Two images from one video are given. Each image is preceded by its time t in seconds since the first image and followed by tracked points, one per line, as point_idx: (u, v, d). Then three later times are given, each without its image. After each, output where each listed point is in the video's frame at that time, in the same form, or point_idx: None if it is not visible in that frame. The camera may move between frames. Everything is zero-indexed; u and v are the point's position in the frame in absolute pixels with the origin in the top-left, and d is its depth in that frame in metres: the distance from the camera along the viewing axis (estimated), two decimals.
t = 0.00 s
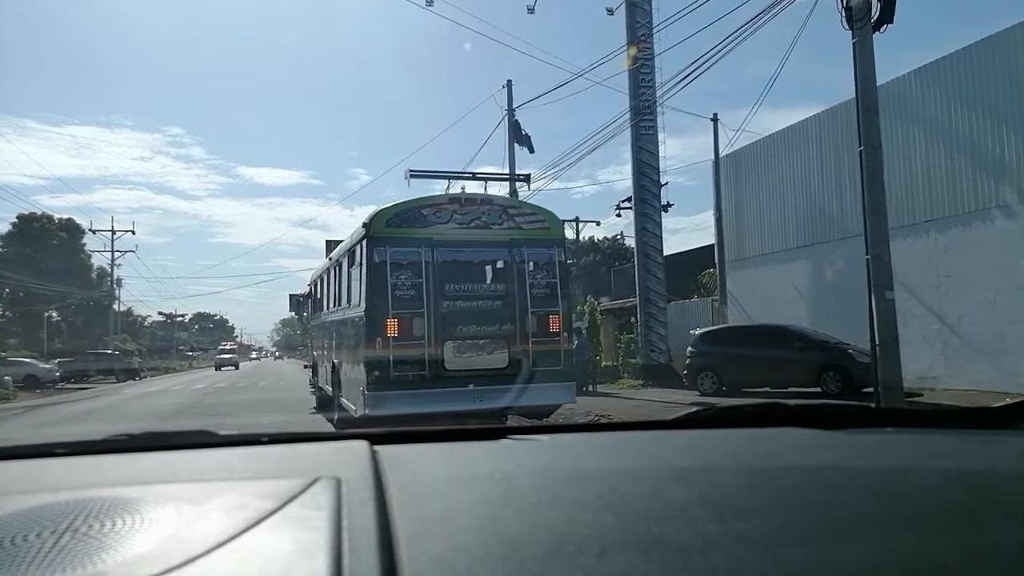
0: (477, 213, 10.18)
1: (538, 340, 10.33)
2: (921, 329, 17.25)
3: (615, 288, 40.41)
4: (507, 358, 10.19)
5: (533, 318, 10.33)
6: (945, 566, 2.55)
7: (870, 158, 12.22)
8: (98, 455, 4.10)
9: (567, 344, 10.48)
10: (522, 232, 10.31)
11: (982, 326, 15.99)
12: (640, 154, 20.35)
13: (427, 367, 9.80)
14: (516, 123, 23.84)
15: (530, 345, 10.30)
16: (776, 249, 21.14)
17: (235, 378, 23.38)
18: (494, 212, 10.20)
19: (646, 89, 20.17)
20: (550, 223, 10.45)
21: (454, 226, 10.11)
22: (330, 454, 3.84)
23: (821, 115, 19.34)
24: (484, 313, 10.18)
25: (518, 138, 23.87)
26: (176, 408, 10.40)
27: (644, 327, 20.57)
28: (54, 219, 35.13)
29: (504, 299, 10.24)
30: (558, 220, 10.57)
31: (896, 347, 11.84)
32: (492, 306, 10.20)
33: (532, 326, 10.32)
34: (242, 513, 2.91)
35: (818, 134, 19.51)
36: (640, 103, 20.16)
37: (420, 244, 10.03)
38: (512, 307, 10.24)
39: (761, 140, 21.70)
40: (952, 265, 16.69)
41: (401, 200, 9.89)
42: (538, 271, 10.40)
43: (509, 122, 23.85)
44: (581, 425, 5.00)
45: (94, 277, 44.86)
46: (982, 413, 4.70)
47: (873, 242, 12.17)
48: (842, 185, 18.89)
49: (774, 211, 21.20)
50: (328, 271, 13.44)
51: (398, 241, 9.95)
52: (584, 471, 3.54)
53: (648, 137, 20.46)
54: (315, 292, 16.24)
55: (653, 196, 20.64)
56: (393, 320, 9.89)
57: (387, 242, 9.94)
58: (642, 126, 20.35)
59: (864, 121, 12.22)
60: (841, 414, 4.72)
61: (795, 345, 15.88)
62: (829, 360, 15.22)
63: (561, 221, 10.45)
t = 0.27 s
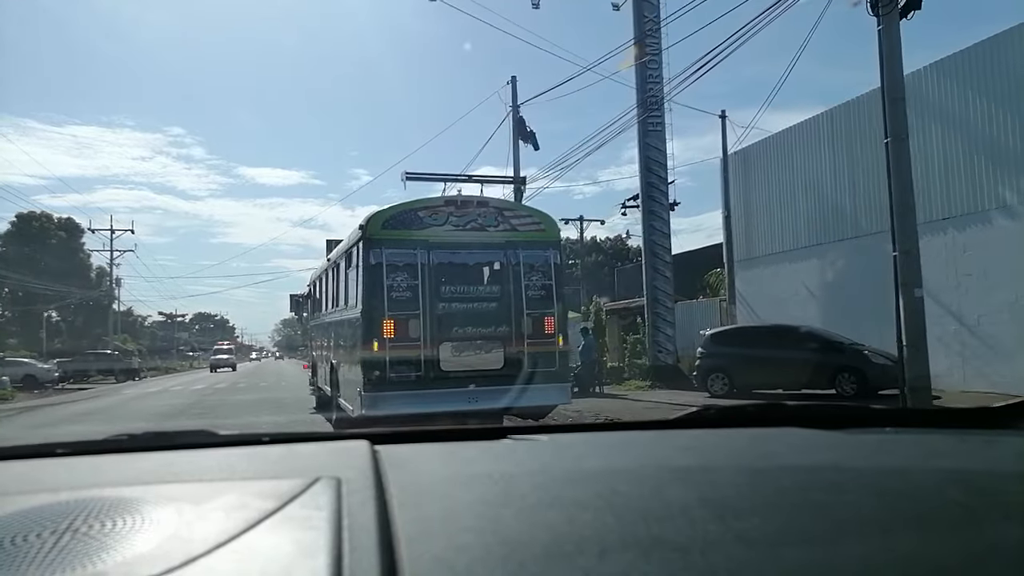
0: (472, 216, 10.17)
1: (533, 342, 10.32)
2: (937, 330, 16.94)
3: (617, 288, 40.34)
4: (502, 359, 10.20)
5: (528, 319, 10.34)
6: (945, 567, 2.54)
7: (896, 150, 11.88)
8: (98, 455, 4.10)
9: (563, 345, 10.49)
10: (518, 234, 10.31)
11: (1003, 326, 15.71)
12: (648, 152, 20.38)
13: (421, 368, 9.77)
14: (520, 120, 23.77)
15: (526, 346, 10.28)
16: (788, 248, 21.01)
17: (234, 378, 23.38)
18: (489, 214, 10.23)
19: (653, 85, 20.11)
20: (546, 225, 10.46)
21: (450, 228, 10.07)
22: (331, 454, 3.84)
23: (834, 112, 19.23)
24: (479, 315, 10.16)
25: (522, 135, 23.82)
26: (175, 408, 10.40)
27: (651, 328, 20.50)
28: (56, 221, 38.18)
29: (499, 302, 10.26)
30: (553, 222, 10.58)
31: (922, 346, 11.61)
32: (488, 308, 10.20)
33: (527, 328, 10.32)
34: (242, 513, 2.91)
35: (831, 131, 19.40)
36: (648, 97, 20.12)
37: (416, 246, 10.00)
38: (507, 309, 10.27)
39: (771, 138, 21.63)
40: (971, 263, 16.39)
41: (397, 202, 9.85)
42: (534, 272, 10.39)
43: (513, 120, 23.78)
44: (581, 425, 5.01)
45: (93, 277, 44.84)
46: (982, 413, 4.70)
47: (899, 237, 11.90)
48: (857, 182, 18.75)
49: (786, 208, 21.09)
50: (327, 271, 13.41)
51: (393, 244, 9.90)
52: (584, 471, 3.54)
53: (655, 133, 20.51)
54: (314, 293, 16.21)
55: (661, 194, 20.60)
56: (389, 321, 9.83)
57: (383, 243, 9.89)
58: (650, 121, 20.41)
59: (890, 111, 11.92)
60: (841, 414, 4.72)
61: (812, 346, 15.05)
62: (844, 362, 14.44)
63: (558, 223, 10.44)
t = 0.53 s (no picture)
0: (468, 218, 10.15)
1: (530, 342, 10.29)
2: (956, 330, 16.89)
3: (620, 288, 40.26)
4: (498, 361, 10.17)
5: (524, 320, 10.31)
6: (945, 567, 2.54)
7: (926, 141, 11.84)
8: (98, 455, 4.10)
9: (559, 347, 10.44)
10: (514, 236, 10.30)
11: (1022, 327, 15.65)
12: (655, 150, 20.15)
13: (417, 368, 9.81)
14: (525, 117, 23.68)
15: (522, 347, 10.26)
16: (799, 247, 20.94)
17: (233, 379, 23.36)
18: (485, 216, 10.20)
19: (660, 80, 19.91)
20: (542, 226, 10.44)
21: (446, 230, 10.06)
22: (330, 454, 3.84)
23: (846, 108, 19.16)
24: (475, 316, 10.15)
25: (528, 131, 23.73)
26: (175, 408, 10.40)
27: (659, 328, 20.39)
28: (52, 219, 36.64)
29: (495, 303, 10.23)
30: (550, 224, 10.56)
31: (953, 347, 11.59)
32: (484, 309, 10.18)
33: (523, 328, 10.29)
34: (242, 513, 2.91)
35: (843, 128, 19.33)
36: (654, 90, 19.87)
37: (412, 247, 9.98)
38: (503, 310, 10.24)
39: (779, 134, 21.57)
40: (991, 263, 16.30)
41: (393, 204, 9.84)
42: (530, 274, 10.36)
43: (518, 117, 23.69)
44: (581, 424, 5.00)
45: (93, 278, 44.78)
46: (981, 413, 4.70)
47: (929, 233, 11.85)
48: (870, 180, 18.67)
49: (797, 206, 21.02)
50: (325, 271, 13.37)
51: (389, 245, 9.89)
52: (584, 471, 3.54)
53: (664, 131, 20.22)
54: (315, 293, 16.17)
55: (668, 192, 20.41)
56: (385, 322, 9.83)
57: (379, 245, 9.87)
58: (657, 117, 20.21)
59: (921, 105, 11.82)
60: (840, 415, 4.72)
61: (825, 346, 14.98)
62: (858, 363, 14.49)
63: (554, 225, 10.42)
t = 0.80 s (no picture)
0: (466, 218, 10.18)
1: (528, 342, 10.29)
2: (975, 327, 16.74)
3: (623, 287, 40.16)
4: (498, 360, 10.16)
5: (523, 320, 10.31)
6: (946, 567, 2.54)
7: (962, 127, 11.83)
8: (98, 455, 4.10)
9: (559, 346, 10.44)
10: (512, 236, 10.32)
11: None
12: (663, 143, 20.00)
13: (415, 368, 9.78)
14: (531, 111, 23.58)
15: (521, 347, 10.26)
16: (810, 243, 20.91)
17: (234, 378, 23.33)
18: (483, 216, 10.23)
19: (669, 73, 19.76)
20: (540, 226, 10.44)
21: (444, 229, 10.09)
22: (331, 455, 3.84)
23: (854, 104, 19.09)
24: (474, 316, 10.15)
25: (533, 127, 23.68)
26: (175, 408, 10.39)
27: (668, 328, 20.19)
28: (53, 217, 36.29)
29: (494, 302, 10.23)
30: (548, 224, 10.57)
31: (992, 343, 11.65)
32: (482, 309, 10.18)
33: (522, 329, 10.29)
34: (243, 513, 2.91)
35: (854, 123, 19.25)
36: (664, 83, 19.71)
37: (410, 247, 9.99)
38: (501, 310, 10.24)
39: (790, 129, 21.51)
40: (1009, 259, 16.16)
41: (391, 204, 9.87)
42: (528, 274, 10.37)
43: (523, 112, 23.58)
44: (582, 425, 5.00)
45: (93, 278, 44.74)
46: (981, 414, 4.70)
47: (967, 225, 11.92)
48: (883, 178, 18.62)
49: (808, 203, 21.01)
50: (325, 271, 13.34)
51: (387, 245, 9.92)
52: (584, 471, 3.54)
53: (672, 124, 20.11)
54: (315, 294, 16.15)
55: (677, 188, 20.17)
56: (383, 323, 9.80)
57: (377, 244, 9.89)
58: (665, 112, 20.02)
59: (956, 92, 11.80)
60: (840, 416, 4.72)
61: (846, 345, 14.59)
62: (879, 364, 14.11)
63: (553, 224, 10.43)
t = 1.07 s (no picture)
0: (465, 217, 10.18)
1: (527, 342, 10.30)
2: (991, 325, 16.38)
3: (626, 286, 40.09)
4: (497, 360, 10.14)
5: (521, 319, 10.31)
6: (945, 566, 2.54)
7: (1002, 112, 12.43)
8: (98, 455, 4.10)
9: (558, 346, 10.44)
10: (511, 235, 10.32)
11: None
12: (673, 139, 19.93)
13: (414, 369, 9.78)
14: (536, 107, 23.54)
15: (519, 347, 10.26)
16: (823, 241, 20.81)
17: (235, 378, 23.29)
18: (482, 215, 10.22)
19: (678, 66, 19.79)
20: (539, 225, 10.44)
21: (442, 228, 10.09)
22: (331, 454, 3.84)
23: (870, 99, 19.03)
24: (472, 316, 10.16)
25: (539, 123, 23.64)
26: (176, 408, 10.39)
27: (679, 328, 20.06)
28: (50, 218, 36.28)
29: (492, 302, 10.24)
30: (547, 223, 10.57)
31: None
32: (480, 309, 10.18)
33: (520, 328, 10.30)
34: (242, 513, 2.92)
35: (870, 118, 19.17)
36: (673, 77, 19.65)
37: (408, 246, 9.99)
38: (500, 310, 10.24)
39: (802, 125, 21.42)
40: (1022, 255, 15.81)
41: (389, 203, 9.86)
42: (526, 273, 10.39)
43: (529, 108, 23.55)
44: (581, 425, 5.01)
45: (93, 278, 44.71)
46: (981, 413, 4.70)
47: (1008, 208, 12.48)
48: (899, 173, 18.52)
49: (822, 199, 20.79)
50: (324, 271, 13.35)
51: (385, 244, 9.92)
52: (583, 472, 3.54)
53: (682, 119, 20.00)
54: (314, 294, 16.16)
55: (688, 185, 20.11)
56: (381, 323, 9.82)
57: (375, 244, 9.90)
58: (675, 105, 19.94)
59: (996, 76, 12.43)
60: (839, 416, 4.72)
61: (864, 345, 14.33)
62: (898, 364, 13.88)
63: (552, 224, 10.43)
